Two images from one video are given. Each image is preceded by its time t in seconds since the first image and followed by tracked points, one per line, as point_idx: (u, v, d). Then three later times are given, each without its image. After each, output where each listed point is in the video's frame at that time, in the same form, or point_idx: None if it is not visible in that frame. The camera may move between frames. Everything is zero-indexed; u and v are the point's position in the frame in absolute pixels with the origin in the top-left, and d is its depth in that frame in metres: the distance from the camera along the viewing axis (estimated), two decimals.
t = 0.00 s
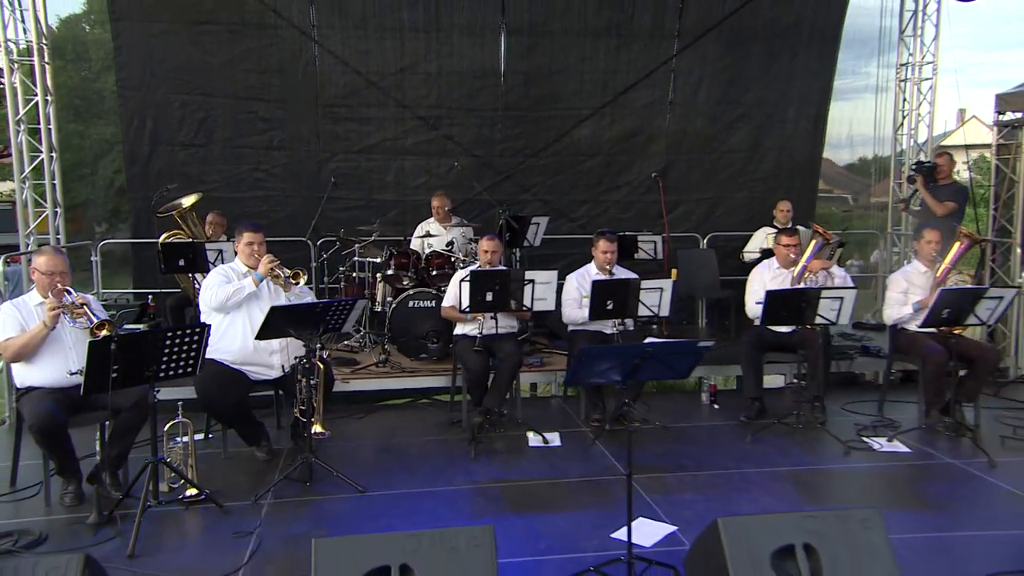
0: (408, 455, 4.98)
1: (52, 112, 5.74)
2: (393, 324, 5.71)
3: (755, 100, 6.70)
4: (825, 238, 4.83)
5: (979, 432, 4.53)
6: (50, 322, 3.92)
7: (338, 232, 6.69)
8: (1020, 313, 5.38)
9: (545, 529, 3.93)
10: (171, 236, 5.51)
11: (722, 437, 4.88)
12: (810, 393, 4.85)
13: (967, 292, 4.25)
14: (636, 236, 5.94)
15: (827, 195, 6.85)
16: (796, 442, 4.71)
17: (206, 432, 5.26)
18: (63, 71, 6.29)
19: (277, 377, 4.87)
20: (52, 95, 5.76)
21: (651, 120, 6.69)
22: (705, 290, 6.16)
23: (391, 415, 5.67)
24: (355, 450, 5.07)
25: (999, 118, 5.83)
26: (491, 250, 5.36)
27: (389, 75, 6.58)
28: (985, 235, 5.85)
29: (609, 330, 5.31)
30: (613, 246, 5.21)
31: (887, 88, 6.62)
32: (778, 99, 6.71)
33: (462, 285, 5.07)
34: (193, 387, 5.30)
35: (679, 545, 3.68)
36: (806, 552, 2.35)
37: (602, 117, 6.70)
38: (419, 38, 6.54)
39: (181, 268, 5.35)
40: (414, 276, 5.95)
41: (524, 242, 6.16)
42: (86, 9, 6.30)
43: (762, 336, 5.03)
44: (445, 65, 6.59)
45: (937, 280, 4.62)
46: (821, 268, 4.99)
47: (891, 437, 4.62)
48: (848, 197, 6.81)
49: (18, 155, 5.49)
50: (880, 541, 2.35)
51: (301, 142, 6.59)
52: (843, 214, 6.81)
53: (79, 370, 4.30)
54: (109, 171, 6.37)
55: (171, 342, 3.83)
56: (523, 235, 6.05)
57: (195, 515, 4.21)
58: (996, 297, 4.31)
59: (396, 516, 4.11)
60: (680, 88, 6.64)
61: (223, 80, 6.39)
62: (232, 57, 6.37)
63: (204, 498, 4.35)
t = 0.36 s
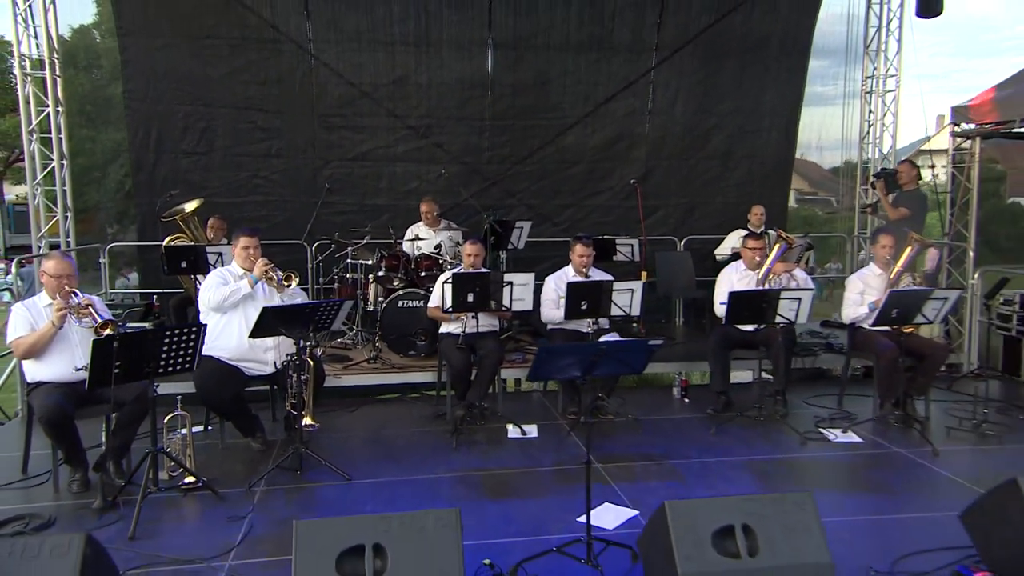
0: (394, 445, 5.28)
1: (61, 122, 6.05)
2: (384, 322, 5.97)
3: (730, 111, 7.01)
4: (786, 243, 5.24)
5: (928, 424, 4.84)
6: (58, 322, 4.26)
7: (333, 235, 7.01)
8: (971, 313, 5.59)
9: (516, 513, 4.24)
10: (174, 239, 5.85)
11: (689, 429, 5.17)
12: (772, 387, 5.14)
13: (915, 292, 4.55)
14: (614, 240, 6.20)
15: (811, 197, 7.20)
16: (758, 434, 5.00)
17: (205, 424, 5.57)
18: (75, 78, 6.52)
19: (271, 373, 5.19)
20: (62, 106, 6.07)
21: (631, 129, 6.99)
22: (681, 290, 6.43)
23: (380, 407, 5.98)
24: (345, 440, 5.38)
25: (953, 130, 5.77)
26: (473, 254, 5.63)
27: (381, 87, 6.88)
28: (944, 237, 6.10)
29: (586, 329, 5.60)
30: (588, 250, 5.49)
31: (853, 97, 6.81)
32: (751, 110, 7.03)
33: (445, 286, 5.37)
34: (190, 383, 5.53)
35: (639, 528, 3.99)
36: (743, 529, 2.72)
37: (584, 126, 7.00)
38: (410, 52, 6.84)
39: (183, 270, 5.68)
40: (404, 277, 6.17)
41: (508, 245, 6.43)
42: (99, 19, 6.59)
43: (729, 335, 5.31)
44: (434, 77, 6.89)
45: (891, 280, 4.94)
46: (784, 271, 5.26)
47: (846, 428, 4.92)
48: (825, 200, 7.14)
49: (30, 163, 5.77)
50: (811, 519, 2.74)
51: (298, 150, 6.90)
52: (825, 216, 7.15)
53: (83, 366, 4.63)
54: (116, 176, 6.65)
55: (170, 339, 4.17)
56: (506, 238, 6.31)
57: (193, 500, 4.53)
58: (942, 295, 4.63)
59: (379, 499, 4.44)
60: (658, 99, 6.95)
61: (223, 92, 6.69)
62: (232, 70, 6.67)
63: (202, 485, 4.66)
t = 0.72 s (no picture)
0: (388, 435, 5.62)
1: (80, 131, 6.43)
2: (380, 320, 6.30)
3: (713, 120, 7.36)
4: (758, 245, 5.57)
5: (888, 417, 5.14)
6: (74, 319, 4.63)
7: (334, 237, 7.33)
8: (934, 313, 5.75)
9: (497, 497, 4.57)
10: (183, 243, 6.20)
11: (664, 420, 5.47)
12: (744, 382, 5.44)
13: (875, 292, 4.86)
14: (599, 243, 6.45)
15: (801, 198, 7.51)
16: (730, 425, 5.29)
17: (211, 416, 5.91)
18: (93, 85, 6.70)
19: (272, 368, 5.53)
20: (79, 116, 6.43)
21: (618, 137, 7.32)
22: (665, 289, 6.70)
23: (376, 399, 6.32)
24: (342, 431, 5.71)
25: (920, 138, 6.07)
26: (464, 256, 5.98)
27: (380, 98, 7.18)
28: (907, 242, 6.39)
29: (570, 327, 5.93)
30: (573, 253, 5.78)
31: (829, 105, 7.11)
32: (732, 118, 7.35)
33: (435, 286, 5.69)
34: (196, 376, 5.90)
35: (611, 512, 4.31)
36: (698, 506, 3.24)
37: (572, 135, 7.33)
38: (407, 65, 7.13)
39: (192, 271, 6.04)
40: (400, 278, 6.53)
41: (499, 247, 6.73)
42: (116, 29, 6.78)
43: (704, 333, 5.60)
44: (431, 88, 7.19)
45: (855, 280, 5.24)
46: (758, 273, 5.54)
47: (811, 420, 5.24)
48: (810, 202, 7.43)
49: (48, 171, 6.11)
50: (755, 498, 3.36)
51: (302, 157, 7.21)
52: (814, 216, 7.42)
53: (97, 361, 5.00)
54: (130, 184, 6.93)
55: (178, 336, 4.52)
56: (497, 241, 6.59)
57: (199, 486, 4.87)
58: (901, 294, 4.94)
59: (373, 482, 4.78)
60: (644, 109, 7.28)
61: (230, 102, 7.01)
62: (239, 82, 6.98)
63: (207, 472, 4.99)
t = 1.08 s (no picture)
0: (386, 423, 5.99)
1: (99, 139, 6.78)
2: (381, 319, 6.57)
3: (700, 129, 7.70)
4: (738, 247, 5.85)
5: (858, 411, 5.43)
6: (94, 318, 5.02)
7: (338, 240, 7.65)
8: (905, 313, 6.12)
9: (487, 483, 4.87)
10: (196, 246, 6.56)
11: (647, 414, 5.77)
12: (723, 377, 5.74)
13: (842, 293, 5.16)
14: (589, 245, 6.73)
15: (795, 201, 7.86)
16: (709, 419, 5.58)
17: (221, 409, 6.26)
18: (112, 93, 7.16)
19: (278, 364, 5.89)
20: (100, 125, 6.80)
21: (610, 144, 7.65)
22: (653, 289, 6.97)
23: (376, 392, 6.68)
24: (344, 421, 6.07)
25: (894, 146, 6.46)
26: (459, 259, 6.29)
27: (383, 108, 7.47)
28: (881, 248, 6.67)
29: (559, 325, 6.23)
30: (561, 256, 6.04)
31: (810, 114, 7.63)
32: (718, 127, 7.71)
33: (431, 287, 5.96)
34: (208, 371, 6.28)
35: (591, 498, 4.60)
36: (666, 493, 3.84)
37: (566, 142, 7.65)
38: (408, 77, 7.41)
39: (204, 272, 6.42)
40: (401, 278, 6.84)
41: (494, 250, 7.00)
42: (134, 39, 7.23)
43: (687, 331, 5.87)
44: (432, 98, 7.48)
45: (828, 281, 5.52)
46: (738, 272, 5.81)
47: (785, 414, 5.52)
48: (797, 204, 7.83)
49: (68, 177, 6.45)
50: (721, 487, 3.91)
51: (308, 164, 7.50)
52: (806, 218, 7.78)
53: (115, 357, 5.39)
54: (145, 189, 7.26)
55: (190, 334, 4.91)
56: (493, 244, 6.84)
57: (208, 472, 5.18)
58: (867, 295, 5.25)
59: (373, 468, 5.04)
60: (635, 118, 7.62)
61: (240, 112, 7.29)
62: (249, 93, 7.26)
63: (217, 460, 5.30)
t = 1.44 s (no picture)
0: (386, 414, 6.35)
1: (117, 145, 7.11)
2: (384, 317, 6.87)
3: (687, 135, 8.04)
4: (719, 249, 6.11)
5: (831, 403, 5.78)
6: (113, 316, 5.39)
7: (342, 241, 8.01)
8: (880, 311, 6.48)
9: (476, 470, 5.18)
10: (209, 247, 6.93)
11: (632, 406, 6.06)
12: (704, 371, 6.04)
13: (815, 292, 5.45)
14: (581, 246, 7.02)
15: (789, 203, 8.01)
16: (691, 411, 5.88)
17: (232, 401, 6.63)
18: (128, 98, 7.36)
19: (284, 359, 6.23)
20: (118, 133, 7.13)
21: (601, 150, 8.00)
22: (643, 289, 7.27)
23: (377, 385, 7.03)
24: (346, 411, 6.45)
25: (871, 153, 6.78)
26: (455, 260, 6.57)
27: (386, 115, 7.81)
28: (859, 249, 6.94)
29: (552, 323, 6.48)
30: (552, 256, 6.33)
31: (792, 118, 7.81)
32: (705, 134, 8.05)
33: (428, 286, 6.23)
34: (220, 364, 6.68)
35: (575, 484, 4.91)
36: (638, 478, 4.10)
37: (561, 148, 7.98)
38: (409, 86, 7.74)
39: (216, 272, 6.81)
40: (402, 278, 7.14)
41: (491, 251, 7.27)
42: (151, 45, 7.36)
43: (671, 328, 6.16)
44: (432, 106, 7.81)
45: (805, 281, 5.77)
46: (718, 272, 6.05)
47: (762, 406, 5.83)
48: (789, 204, 7.97)
49: (88, 182, 6.81)
50: (690, 471, 4.16)
51: (315, 169, 7.85)
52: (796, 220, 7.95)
53: (132, 352, 5.69)
54: (160, 192, 7.57)
55: (202, 331, 5.28)
56: (490, 245, 7.11)
57: (219, 459, 5.51)
58: (839, 296, 5.52)
59: (373, 456, 5.35)
60: (626, 125, 7.96)
61: (250, 119, 7.64)
62: (259, 102, 7.61)
63: (227, 448, 5.61)
